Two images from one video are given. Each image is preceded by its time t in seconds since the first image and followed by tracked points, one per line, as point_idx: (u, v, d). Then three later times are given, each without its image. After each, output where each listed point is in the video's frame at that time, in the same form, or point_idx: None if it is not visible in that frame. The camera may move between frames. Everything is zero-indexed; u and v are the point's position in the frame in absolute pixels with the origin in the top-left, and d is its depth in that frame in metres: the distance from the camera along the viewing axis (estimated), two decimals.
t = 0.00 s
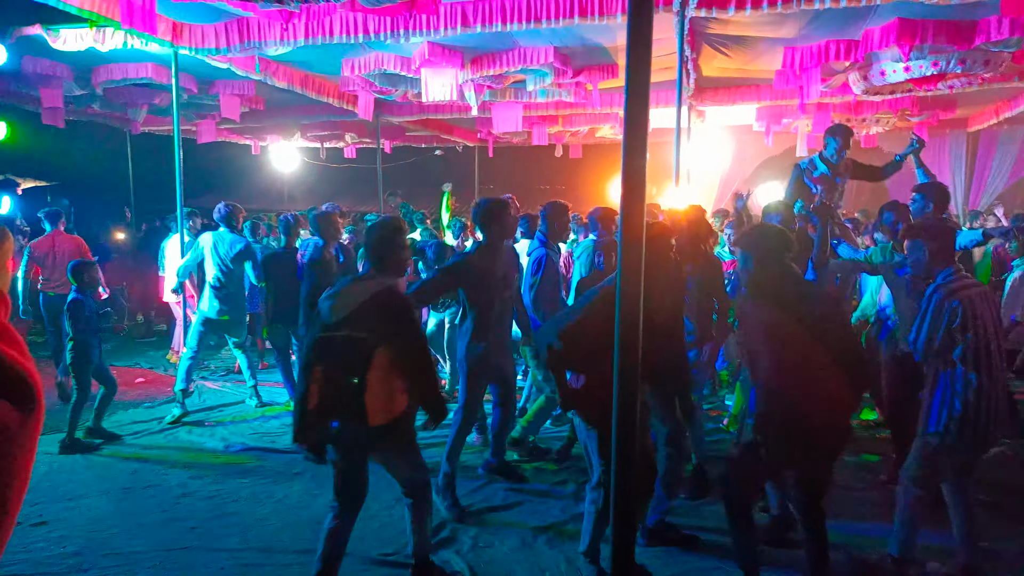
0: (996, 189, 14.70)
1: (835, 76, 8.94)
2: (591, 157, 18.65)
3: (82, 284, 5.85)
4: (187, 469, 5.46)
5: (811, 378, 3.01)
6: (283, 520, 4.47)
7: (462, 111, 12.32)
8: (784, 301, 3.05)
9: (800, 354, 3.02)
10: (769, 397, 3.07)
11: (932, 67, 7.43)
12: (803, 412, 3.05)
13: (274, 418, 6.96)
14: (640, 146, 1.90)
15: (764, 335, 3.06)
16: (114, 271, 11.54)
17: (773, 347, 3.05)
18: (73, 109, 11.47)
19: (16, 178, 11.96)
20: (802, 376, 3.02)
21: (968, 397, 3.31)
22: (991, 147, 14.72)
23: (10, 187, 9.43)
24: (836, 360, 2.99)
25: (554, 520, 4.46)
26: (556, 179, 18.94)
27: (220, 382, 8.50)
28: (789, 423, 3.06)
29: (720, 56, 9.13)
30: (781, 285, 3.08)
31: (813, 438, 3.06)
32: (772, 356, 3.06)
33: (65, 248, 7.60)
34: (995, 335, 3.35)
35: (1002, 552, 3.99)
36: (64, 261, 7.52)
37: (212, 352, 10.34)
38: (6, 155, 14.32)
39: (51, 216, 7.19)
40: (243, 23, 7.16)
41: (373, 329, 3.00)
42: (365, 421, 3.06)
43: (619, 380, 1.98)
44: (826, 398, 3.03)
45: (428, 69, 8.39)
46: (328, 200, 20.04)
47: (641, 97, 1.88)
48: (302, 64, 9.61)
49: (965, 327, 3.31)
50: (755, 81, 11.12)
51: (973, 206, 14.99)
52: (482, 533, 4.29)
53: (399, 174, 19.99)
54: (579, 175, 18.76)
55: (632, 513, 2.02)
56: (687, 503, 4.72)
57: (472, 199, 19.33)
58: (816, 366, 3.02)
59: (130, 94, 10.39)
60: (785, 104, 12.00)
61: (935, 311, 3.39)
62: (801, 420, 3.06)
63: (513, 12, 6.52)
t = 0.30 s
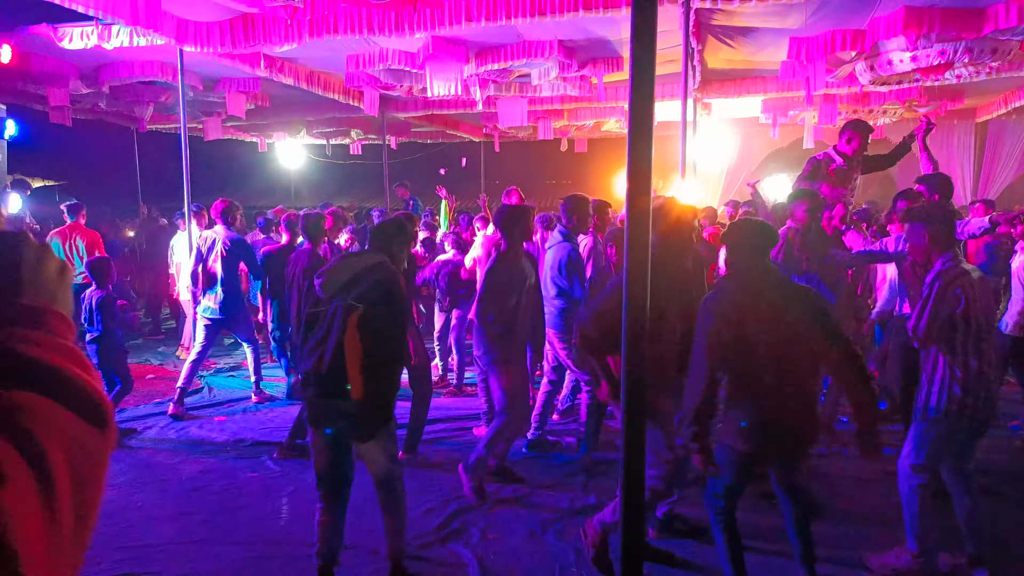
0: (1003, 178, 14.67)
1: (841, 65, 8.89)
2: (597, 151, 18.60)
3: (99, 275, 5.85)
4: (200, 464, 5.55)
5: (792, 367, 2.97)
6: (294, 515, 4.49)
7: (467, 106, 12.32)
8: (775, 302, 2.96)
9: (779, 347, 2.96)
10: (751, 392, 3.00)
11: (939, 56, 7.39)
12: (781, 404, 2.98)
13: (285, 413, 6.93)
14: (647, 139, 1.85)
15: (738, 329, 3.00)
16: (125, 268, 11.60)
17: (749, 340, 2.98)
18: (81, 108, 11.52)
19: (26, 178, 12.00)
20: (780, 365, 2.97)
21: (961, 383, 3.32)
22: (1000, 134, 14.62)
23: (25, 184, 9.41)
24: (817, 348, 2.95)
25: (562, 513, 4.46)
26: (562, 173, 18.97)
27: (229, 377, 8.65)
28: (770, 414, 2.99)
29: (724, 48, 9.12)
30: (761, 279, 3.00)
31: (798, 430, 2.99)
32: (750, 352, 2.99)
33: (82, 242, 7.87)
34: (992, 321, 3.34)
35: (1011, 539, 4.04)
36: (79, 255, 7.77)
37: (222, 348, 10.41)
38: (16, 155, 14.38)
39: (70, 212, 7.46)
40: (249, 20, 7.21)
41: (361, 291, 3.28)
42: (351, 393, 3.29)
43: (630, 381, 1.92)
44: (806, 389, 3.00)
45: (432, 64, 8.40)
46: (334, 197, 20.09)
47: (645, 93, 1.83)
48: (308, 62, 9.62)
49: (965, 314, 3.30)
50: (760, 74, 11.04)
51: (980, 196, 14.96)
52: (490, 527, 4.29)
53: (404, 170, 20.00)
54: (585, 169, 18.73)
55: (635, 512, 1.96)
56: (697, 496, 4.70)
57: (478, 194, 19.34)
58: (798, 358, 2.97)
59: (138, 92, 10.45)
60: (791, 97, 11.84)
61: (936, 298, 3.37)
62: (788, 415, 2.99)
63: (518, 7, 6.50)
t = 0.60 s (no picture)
0: (985, 181, 14.84)
1: (825, 66, 8.95)
2: (583, 150, 18.62)
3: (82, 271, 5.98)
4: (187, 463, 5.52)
5: (761, 348, 3.21)
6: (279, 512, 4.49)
7: (454, 105, 12.32)
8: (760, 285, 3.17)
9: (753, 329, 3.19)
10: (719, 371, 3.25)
11: (923, 58, 7.46)
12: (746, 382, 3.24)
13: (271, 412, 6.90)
14: (633, 137, 1.82)
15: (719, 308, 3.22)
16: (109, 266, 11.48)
17: (727, 322, 3.20)
18: (64, 104, 11.37)
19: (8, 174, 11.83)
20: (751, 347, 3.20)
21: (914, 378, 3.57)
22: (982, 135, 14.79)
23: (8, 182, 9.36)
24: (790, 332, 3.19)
25: (546, 510, 4.49)
26: (548, 173, 18.98)
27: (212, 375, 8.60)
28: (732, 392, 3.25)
29: (710, 48, 9.16)
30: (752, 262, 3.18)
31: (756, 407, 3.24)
32: (726, 332, 3.22)
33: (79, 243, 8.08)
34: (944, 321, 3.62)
35: (988, 543, 4.14)
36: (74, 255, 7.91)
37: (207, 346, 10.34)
38: None
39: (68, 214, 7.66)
40: (233, 16, 7.13)
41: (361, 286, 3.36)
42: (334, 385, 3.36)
43: (612, 380, 1.92)
44: (778, 373, 3.20)
45: (419, 61, 8.38)
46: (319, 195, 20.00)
47: (630, 89, 1.79)
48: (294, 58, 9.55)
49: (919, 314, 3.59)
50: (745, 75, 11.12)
51: (962, 197, 15.13)
52: (474, 523, 4.32)
53: (390, 169, 19.94)
54: (571, 169, 18.76)
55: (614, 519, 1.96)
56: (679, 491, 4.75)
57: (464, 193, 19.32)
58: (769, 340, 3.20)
59: (122, 88, 10.35)
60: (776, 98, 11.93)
61: (894, 298, 3.66)
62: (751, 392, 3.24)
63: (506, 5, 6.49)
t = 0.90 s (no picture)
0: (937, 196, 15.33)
1: (784, 84, 9.14)
2: (547, 163, 18.74)
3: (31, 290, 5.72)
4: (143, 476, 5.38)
5: (732, 354, 3.13)
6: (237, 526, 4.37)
7: (419, 115, 12.31)
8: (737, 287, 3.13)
9: (724, 333, 3.13)
10: (690, 376, 3.16)
11: (877, 77, 7.67)
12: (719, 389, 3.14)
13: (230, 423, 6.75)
14: (593, 150, 1.86)
15: (690, 313, 3.16)
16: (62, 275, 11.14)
17: (695, 326, 3.15)
18: (16, 108, 11.05)
19: None
20: (723, 353, 3.13)
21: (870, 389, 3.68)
22: (933, 153, 15.33)
23: None
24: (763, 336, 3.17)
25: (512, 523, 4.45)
26: (514, 185, 19.05)
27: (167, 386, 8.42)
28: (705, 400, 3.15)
29: (672, 63, 9.30)
30: (722, 264, 3.16)
31: (733, 416, 3.13)
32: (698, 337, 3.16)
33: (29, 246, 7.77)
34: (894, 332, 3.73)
35: (939, 550, 4.26)
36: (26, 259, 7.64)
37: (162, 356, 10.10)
38: None
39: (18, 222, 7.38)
40: (195, 24, 7.01)
41: (325, 306, 3.36)
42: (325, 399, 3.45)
43: (577, 385, 1.91)
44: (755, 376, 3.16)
45: (384, 72, 8.36)
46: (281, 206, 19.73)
47: (590, 100, 1.81)
48: (256, 65, 9.44)
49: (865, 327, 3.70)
50: (707, 90, 11.33)
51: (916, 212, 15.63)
52: (438, 537, 4.26)
53: (354, 180, 19.80)
54: (536, 182, 18.86)
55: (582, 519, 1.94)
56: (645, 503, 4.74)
57: (429, 204, 19.27)
58: (739, 344, 3.14)
59: (77, 93, 10.08)
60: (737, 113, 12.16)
61: (846, 313, 3.74)
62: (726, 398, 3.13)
63: (471, 18, 6.52)
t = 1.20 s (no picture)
0: (910, 202, 15.60)
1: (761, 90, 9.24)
2: (527, 166, 18.74)
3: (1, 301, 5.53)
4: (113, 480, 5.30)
5: (709, 365, 3.24)
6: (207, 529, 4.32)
7: (399, 117, 12.26)
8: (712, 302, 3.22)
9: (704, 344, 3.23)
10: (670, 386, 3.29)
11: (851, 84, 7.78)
12: (694, 400, 3.27)
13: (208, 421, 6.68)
14: (568, 156, 1.85)
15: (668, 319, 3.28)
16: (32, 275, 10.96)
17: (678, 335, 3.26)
18: None
19: None
20: (700, 363, 3.25)
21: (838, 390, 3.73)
22: (907, 160, 15.53)
23: None
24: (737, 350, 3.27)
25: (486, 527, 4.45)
26: (493, 188, 19.05)
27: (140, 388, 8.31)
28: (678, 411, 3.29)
29: (651, 68, 9.36)
30: (710, 275, 3.24)
31: (705, 423, 3.28)
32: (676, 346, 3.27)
33: None
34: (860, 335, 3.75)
35: (909, 551, 4.32)
36: None
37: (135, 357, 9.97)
38: None
39: None
40: (171, 23, 6.95)
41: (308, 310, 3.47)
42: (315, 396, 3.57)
43: (553, 388, 1.90)
44: (729, 389, 3.27)
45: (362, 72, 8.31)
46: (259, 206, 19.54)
47: (566, 116, 1.81)
48: (234, 65, 9.36)
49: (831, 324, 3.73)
50: (685, 95, 11.43)
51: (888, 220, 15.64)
52: (413, 541, 4.24)
53: (333, 181, 19.67)
54: (516, 185, 18.86)
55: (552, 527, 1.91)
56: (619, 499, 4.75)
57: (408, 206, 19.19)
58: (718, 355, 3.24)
59: (50, 91, 9.94)
60: (714, 118, 12.27)
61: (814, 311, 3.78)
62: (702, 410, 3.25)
63: (450, 20, 6.51)
